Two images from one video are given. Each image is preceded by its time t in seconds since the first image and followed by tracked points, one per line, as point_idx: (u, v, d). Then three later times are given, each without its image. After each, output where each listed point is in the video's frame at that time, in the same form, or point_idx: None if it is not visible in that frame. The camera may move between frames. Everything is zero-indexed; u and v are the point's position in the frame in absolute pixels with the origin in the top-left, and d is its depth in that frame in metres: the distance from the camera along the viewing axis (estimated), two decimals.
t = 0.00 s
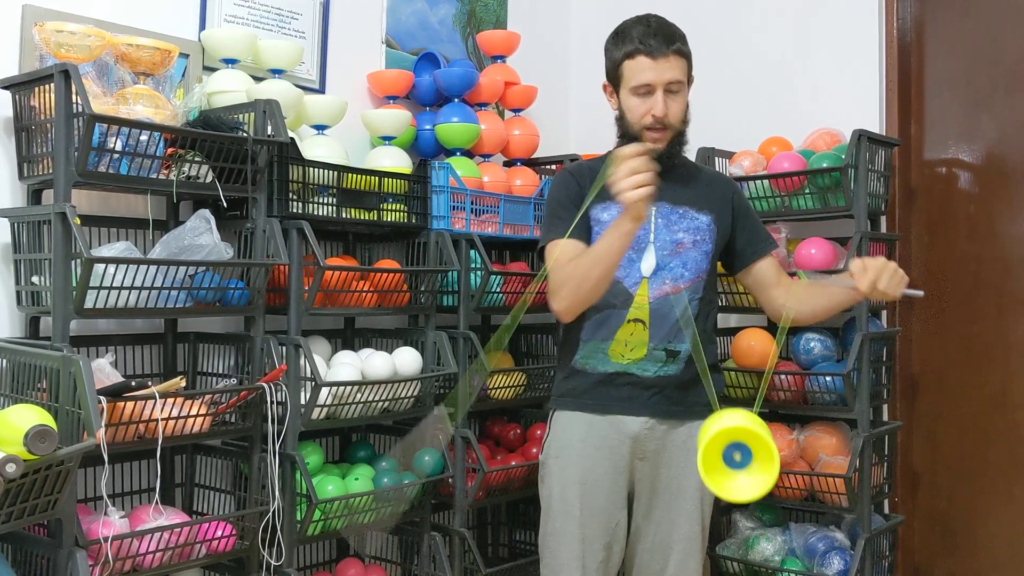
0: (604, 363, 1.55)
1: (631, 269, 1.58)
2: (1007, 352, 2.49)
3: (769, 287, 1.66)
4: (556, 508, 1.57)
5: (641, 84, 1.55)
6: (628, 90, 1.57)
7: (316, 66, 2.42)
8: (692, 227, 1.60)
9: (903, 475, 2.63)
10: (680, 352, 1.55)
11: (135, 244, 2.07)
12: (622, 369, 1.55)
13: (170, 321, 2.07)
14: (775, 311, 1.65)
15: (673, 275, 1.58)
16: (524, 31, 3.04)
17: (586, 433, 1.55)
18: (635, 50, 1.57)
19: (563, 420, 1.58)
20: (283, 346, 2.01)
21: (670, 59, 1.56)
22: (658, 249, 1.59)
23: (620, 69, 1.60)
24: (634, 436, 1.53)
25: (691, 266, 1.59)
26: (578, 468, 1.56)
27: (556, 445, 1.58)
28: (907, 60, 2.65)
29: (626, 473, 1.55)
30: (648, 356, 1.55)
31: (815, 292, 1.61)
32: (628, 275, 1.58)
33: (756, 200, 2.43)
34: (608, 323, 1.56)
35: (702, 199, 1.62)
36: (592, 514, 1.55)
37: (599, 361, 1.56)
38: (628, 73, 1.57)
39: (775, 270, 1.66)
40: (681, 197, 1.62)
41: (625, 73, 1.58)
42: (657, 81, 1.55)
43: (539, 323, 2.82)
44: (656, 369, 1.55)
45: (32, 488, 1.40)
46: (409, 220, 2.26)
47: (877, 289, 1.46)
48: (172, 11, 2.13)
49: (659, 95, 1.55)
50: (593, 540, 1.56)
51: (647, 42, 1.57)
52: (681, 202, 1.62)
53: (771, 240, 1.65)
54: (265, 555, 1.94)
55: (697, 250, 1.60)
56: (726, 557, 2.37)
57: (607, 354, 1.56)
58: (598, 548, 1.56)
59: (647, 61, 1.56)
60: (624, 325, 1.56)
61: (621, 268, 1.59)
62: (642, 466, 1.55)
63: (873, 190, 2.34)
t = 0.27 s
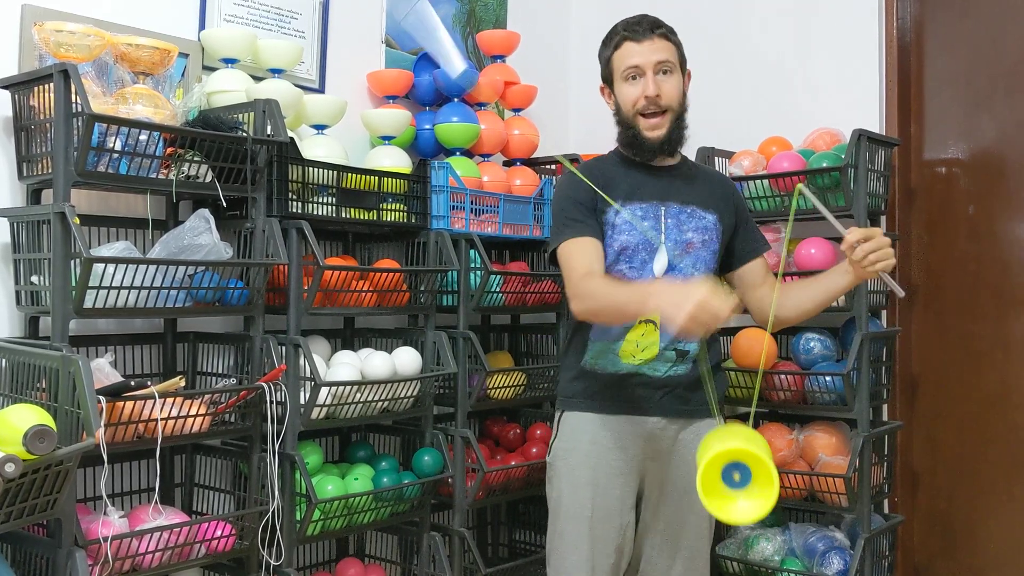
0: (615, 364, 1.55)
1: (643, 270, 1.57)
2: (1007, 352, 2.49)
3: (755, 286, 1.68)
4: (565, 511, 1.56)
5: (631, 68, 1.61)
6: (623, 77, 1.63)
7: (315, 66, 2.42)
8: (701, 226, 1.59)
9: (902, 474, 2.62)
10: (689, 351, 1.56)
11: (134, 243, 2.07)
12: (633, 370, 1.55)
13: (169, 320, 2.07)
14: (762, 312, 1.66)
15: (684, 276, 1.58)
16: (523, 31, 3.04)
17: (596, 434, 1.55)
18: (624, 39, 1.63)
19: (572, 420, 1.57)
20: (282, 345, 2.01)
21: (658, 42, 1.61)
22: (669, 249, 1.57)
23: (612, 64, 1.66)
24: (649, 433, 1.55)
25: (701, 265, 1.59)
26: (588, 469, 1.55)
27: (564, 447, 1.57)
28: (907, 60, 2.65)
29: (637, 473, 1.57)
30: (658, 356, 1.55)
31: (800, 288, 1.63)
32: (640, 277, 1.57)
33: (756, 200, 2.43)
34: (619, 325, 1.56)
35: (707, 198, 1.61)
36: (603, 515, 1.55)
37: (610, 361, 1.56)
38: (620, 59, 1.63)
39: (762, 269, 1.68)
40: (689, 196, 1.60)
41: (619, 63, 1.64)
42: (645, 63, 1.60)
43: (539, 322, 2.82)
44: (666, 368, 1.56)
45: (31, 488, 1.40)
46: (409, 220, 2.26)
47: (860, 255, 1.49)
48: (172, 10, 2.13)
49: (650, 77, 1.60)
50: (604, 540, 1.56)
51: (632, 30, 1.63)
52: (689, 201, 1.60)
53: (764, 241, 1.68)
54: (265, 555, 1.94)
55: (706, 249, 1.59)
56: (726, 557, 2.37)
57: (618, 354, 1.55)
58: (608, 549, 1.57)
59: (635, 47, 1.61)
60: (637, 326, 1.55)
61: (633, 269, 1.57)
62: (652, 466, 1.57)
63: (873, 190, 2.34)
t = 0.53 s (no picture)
0: (611, 365, 1.55)
1: (635, 270, 1.56)
2: (1007, 352, 2.49)
3: (752, 292, 1.69)
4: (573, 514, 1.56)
5: (627, 76, 1.59)
6: (616, 84, 1.61)
7: (315, 66, 2.42)
8: (693, 226, 1.59)
9: (902, 474, 2.63)
10: (686, 352, 1.55)
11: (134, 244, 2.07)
12: (630, 371, 1.54)
13: (169, 321, 2.07)
14: (757, 319, 1.69)
15: (677, 276, 1.57)
16: (524, 31, 3.04)
17: (598, 438, 1.55)
18: (619, 45, 1.61)
19: (574, 423, 1.58)
20: (282, 346, 2.01)
21: (654, 49, 1.59)
22: (662, 249, 1.57)
23: (608, 68, 1.63)
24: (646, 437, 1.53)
25: (695, 265, 1.58)
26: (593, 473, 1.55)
27: (568, 451, 1.58)
28: (907, 60, 2.65)
29: (639, 474, 1.56)
30: (654, 357, 1.54)
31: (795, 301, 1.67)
32: (632, 277, 1.56)
33: (756, 200, 2.43)
34: (612, 326, 1.56)
35: (701, 199, 1.62)
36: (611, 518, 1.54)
37: (606, 363, 1.55)
38: (616, 66, 1.60)
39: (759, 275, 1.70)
40: (681, 196, 1.61)
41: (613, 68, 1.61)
42: (641, 72, 1.58)
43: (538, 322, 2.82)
44: (664, 369, 1.55)
45: (30, 488, 1.40)
46: (409, 220, 2.26)
47: (878, 290, 1.55)
48: (171, 10, 2.12)
49: (645, 86, 1.58)
50: (615, 545, 1.54)
51: (628, 35, 1.60)
52: (682, 201, 1.60)
53: (760, 247, 1.69)
54: (265, 555, 1.94)
55: (699, 249, 1.59)
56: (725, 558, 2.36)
57: (614, 355, 1.55)
58: (623, 550, 1.55)
59: (632, 53, 1.59)
60: (630, 327, 1.55)
61: (625, 269, 1.57)
62: (653, 467, 1.56)
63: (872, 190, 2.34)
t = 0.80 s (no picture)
0: (598, 366, 1.55)
1: (619, 268, 1.54)
2: (1007, 353, 2.49)
3: (735, 295, 1.71)
4: (563, 516, 1.52)
5: (608, 72, 1.60)
6: (597, 80, 1.62)
7: (315, 66, 2.42)
8: (678, 224, 1.59)
9: (902, 474, 2.63)
10: (673, 351, 1.56)
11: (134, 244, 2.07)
12: (617, 371, 1.54)
13: (169, 321, 2.07)
14: (741, 320, 1.70)
15: (662, 273, 1.55)
16: (523, 31, 3.04)
17: (586, 438, 1.54)
18: (600, 42, 1.62)
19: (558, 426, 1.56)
20: (282, 346, 2.00)
21: (634, 45, 1.60)
22: (645, 247, 1.55)
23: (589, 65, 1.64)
24: (631, 437, 1.53)
25: (680, 263, 1.57)
26: (581, 473, 1.53)
27: (556, 452, 1.55)
28: (907, 60, 2.65)
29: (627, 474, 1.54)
30: (640, 356, 1.54)
31: (783, 310, 1.67)
32: (616, 275, 1.54)
33: (756, 200, 2.43)
34: (596, 326, 1.55)
35: (686, 198, 1.62)
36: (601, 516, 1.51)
37: (593, 363, 1.56)
38: (596, 63, 1.61)
39: (743, 277, 1.71)
40: (666, 195, 1.60)
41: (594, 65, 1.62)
42: (621, 68, 1.59)
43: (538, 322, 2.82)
44: (651, 369, 1.55)
45: (30, 488, 1.40)
46: (408, 220, 2.26)
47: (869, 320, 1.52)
48: (171, 10, 2.13)
49: (625, 80, 1.59)
50: (604, 544, 1.51)
51: (609, 31, 1.62)
52: (667, 201, 1.60)
53: (746, 249, 1.69)
54: (264, 556, 1.94)
55: (683, 248, 1.58)
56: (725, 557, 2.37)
57: (600, 356, 1.55)
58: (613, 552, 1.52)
59: (612, 50, 1.60)
60: (614, 326, 1.54)
61: (608, 267, 1.55)
62: (642, 468, 1.54)
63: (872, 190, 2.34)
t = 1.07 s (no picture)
0: (588, 366, 1.55)
1: (609, 266, 1.55)
2: (1006, 353, 2.49)
3: (720, 294, 1.69)
4: (557, 518, 1.56)
5: (597, 73, 1.58)
6: (586, 81, 1.60)
7: (315, 66, 2.42)
8: (667, 222, 1.59)
9: (902, 475, 2.62)
10: (664, 349, 1.56)
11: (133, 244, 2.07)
12: (607, 371, 1.55)
13: (168, 321, 2.07)
14: (728, 321, 1.68)
15: (652, 271, 1.56)
16: (523, 31, 3.04)
17: (578, 442, 1.55)
18: (588, 40, 1.60)
19: (551, 430, 1.57)
20: (281, 346, 2.00)
21: (623, 45, 1.58)
22: (635, 245, 1.56)
23: (578, 63, 1.63)
24: (623, 439, 1.54)
25: (669, 261, 1.57)
26: (573, 476, 1.55)
27: (548, 455, 1.57)
28: (906, 60, 2.65)
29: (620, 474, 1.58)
30: (630, 355, 1.54)
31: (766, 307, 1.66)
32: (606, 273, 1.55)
33: (755, 200, 2.43)
34: (586, 325, 1.55)
35: (675, 196, 1.61)
36: (594, 517, 1.56)
37: (584, 363, 1.56)
38: (585, 63, 1.60)
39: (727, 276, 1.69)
40: (655, 193, 1.60)
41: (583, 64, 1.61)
42: (610, 69, 1.57)
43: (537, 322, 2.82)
44: (642, 368, 1.55)
45: (30, 488, 1.40)
46: (408, 220, 2.26)
47: (841, 309, 1.53)
48: (171, 10, 2.12)
49: (613, 82, 1.58)
50: (598, 543, 1.56)
51: (597, 30, 1.60)
52: (658, 199, 1.60)
53: (732, 247, 1.68)
54: (264, 555, 1.94)
55: (672, 245, 1.58)
56: (725, 557, 2.37)
57: (590, 356, 1.55)
58: (605, 550, 1.57)
59: (600, 49, 1.59)
60: (605, 324, 1.55)
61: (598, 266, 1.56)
62: (634, 468, 1.58)
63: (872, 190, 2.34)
